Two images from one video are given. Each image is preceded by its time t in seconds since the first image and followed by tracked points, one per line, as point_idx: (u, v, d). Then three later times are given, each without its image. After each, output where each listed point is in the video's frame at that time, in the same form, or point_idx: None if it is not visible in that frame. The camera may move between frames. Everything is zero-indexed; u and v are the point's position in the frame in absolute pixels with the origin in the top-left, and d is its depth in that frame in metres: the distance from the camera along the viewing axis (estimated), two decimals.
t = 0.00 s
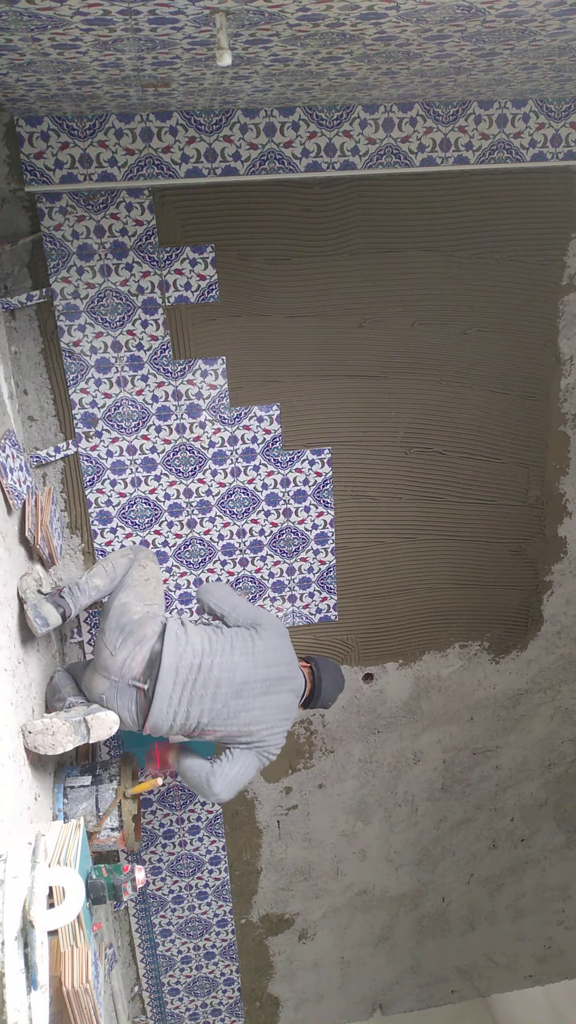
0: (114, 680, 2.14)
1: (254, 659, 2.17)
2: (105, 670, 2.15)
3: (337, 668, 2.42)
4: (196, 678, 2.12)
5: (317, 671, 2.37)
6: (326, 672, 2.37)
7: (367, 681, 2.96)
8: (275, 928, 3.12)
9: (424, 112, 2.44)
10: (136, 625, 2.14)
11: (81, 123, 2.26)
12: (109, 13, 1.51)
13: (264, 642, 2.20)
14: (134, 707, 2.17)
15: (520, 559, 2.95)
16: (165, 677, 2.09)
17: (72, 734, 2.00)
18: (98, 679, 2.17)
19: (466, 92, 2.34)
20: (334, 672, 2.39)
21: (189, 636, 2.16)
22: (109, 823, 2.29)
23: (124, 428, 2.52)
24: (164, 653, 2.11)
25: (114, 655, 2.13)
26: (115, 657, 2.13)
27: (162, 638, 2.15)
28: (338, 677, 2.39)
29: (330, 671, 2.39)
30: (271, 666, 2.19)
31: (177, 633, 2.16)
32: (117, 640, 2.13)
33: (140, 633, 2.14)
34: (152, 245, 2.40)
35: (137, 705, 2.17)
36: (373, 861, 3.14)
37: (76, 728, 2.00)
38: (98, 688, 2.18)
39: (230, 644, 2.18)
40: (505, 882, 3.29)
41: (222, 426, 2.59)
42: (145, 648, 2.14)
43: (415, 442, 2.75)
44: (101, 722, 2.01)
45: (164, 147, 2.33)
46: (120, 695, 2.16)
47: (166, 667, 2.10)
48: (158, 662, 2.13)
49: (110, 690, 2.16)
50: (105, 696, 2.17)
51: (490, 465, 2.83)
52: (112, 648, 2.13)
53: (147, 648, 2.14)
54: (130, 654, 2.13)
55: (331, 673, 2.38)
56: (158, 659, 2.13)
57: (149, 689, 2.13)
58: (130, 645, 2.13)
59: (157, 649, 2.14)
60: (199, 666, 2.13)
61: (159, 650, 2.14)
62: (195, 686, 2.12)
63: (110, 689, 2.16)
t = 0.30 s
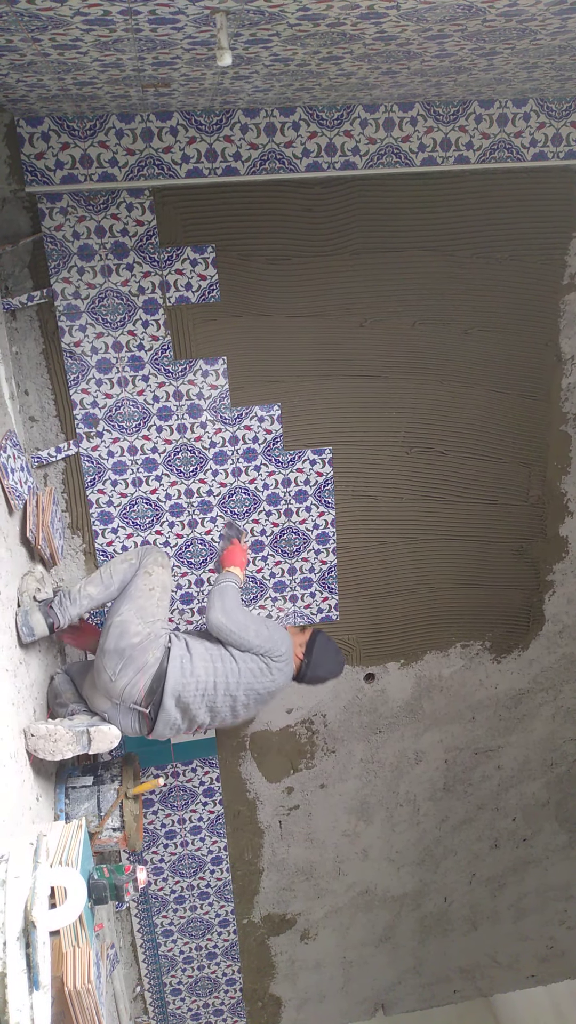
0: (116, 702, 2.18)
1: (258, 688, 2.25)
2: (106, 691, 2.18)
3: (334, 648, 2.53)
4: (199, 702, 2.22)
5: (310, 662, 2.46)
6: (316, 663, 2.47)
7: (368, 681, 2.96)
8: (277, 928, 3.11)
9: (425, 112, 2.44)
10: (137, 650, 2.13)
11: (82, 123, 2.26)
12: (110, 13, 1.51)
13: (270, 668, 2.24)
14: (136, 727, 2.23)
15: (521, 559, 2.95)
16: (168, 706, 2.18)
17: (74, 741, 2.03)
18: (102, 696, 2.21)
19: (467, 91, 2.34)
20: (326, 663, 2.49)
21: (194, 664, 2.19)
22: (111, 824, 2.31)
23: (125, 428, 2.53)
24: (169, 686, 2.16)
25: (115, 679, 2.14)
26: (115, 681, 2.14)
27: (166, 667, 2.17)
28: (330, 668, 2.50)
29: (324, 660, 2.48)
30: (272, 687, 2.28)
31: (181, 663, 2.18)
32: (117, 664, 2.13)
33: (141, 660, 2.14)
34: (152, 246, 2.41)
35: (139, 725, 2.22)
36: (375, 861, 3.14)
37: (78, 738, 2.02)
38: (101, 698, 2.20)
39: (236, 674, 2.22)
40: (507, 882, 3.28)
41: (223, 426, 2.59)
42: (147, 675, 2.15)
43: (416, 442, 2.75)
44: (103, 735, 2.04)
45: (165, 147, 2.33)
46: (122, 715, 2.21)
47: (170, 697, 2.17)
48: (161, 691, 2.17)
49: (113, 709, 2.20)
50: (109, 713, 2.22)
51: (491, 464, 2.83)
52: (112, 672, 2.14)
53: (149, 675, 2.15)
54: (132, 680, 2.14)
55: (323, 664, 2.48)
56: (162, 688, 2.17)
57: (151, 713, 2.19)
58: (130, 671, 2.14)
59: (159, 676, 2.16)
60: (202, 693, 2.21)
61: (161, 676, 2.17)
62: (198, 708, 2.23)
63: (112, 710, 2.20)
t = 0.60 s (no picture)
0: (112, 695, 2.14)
1: (250, 647, 2.14)
2: (103, 685, 2.13)
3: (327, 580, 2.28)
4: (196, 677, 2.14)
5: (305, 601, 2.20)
6: (311, 604, 2.22)
7: (369, 682, 2.96)
8: (278, 929, 3.11)
9: (425, 112, 2.44)
10: (127, 644, 2.06)
11: (82, 124, 2.26)
12: (111, 15, 1.52)
13: (257, 623, 2.12)
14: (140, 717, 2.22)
15: (522, 560, 2.95)
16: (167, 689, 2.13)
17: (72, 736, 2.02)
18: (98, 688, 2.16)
19: (467, 92, 2.34)
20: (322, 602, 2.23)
21: (180, 648, 2.12)
22: (112, 825, 2.31)
23: (125, 429, 2.53)
24: (162, 669, 2.11)
25: (108, 673, 2.08)
26: (109, 677, 2.08)
27: (157, 651, 2.11)
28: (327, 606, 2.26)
29: (319, 597, 2.23)
30: (266, 641, 2.16)
31: (168, 648, 2.12)
32: (109, 659, 2.07)
33: (133, 653, 2.07)
34: (153, 247, 2.41)
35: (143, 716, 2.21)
36: (376, 862, 3.14)
37: (78, 735, 2.01)
38: (99, 694, 2.17)
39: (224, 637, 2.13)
40: (509, 882, 3.28)
41: (223, 427, 2.59)
42: (139, 668, 2.08)
43: (417, 443, 2.75)
44: (104, 730, 2.02)
45: (166, 148, 2.33)
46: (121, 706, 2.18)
47: (167, 682, 2.12)
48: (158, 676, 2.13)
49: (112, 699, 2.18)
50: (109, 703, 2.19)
51: (492, 465, 2.83)
52: (106, 667, 2.08)
53: (141, 666, 2.09)
54: (125, 674, 2.08)
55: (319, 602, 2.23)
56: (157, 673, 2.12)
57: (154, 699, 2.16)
58: (123, 665, 2.07)
59: (151, 667, 2.11)
60: (198, 668, 2.13)
61: (155, 664, 2.11)
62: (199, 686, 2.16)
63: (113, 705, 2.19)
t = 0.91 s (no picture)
0: (184, 680, 2.07)
1: (297, 591, 2.12)
2: (173, 672, 2.06)
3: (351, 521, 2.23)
4: (258, 638, 2.07)
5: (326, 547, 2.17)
6: (333, 548, 2.17)
7: (369, 683, 2.96)
8: (277, 930, 3.11)
9: (425, 113, 2.44)
10: (188, 621, 2.02)
11: (82, 124, 2.27)
12: (111, 16, 1.52)
13: (296, 566, 2.13)
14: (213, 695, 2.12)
15: (521, 560, 2.95)
16: (237, 657, 2.04)
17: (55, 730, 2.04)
18: (167, 679, 2.10)
19: (467, 93, 2.34)
20: (345, 545, 2.18)
21: (235, 608, 2.05)
22: (111, 826, 2.29)
23: (125, 430, 2.53)
24: (228, 637, 2.02)
25: (178, 656, 2.03)
26: (180, 658, 2.03)
27: (217, 622, 2.03)
28: (354, 546, 2.19)
29: (340, 539, 2.17)
30: (310, 583, 2.16)
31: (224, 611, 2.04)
32: (173, 643, 2.03)
33: (195, 629, 2.02)
34: (153, 247, 2.41)
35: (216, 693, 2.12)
36: (375, 862, 3.14)
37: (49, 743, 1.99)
38: (166, 681, 2.10)
39: (271, 589, 2.09)
40: (508, 883, 3.28)
41: (223, 428, 2.59)
42: (206, 639, 2.03)
43: (416, 443, 2.75)
44: (71, 736, 2.01)
45: (166, 148, 2.33)
46: (194, 691, 2.10)
47: (235, 649, 2.03)
48: (225, 648, 2.03)
49: (184, 686, 2.09)
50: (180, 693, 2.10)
51: (491, 465, 2.83)
52: (174, 651, 2.03)
53: (207, 640, 2.03)
54: (194, 652, 2.03)
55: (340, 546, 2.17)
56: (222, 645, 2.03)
57: (225, 674, 2.06)
58: (191, 644, 2.03)
59: (215, 636, 2.03)
60: (259, 627, 2.07)
61: (220, 634, 2.02)
62: (263, 647, 2.09)
63: (185, 688, 2.09)
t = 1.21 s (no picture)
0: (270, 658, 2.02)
1: (363, 559, 2.04)
2: (257, 654, 2.00)
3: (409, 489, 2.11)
4: (329, 606, 2.03)
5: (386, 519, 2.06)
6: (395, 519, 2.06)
7: (367, 682, 2.96)
8: (274, 930, 3.11)
9: (423, 114, 2.44)
10: (259, 597, 1.94)
11: (81, 124, 2.27)
12: (110, 16, 1.52)
13: (360, 534, 2.03)
14: (292, 665, 2.07)
15: (519, 560, 2.95)
16: (311, 627, 2.01)
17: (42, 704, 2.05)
18: (251, 661, 2.03)
19: (466, 94, 2.35)
20: (406, 515, 2.06)
21: (303, 580, 1.99)
22: (109, 825, 2.27)
23: (123, 429, 2.52)
24: (301, 610, 1.98)
25: (260, 637, 1.96)
26: (261, 637, 1.96)
27: (288, 597, 1.97)
28: (416, 515, 2.08)
29: (401, 508, 2.06)
30: (376, 549, 2.07)
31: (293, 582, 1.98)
32: (251, 626, 1.95)
33: (270, 605, 1.95)
34: (151, 247, 2.41)
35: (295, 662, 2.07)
36: (373, 863, 3.14)
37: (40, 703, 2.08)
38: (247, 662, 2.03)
39: (336, 560, 2.02)
40: (506, 883, 3.28)
41: (221, 427, 2.59)
42: (281, 613, 1.97)
43: (414, 443, 2.75)
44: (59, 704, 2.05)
45: (164, 148, 2.33)
46: (278, 665, 2.05)
47: (309, 621, 1.99)
48: (299, 622, 2.00)
49: (266, 665, 2.04)
50: (263, 672, 2.05)
51: (490, 465, 2.83)
52: (255, 633, 1.95)
53: (285, 614, 1.98)
54: (274, 627, 1.97)
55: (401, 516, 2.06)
56: (296, 618, 1.99)
57: (301, 645, 2.03)
58: (270, 622, 1.95)
59: (290, 608, 1.98)
60: (329, 596, 2.02)
61: (294, 609, 1.98)
62: (335, 613, 2.05)
63: (267, 665, 2.04)
